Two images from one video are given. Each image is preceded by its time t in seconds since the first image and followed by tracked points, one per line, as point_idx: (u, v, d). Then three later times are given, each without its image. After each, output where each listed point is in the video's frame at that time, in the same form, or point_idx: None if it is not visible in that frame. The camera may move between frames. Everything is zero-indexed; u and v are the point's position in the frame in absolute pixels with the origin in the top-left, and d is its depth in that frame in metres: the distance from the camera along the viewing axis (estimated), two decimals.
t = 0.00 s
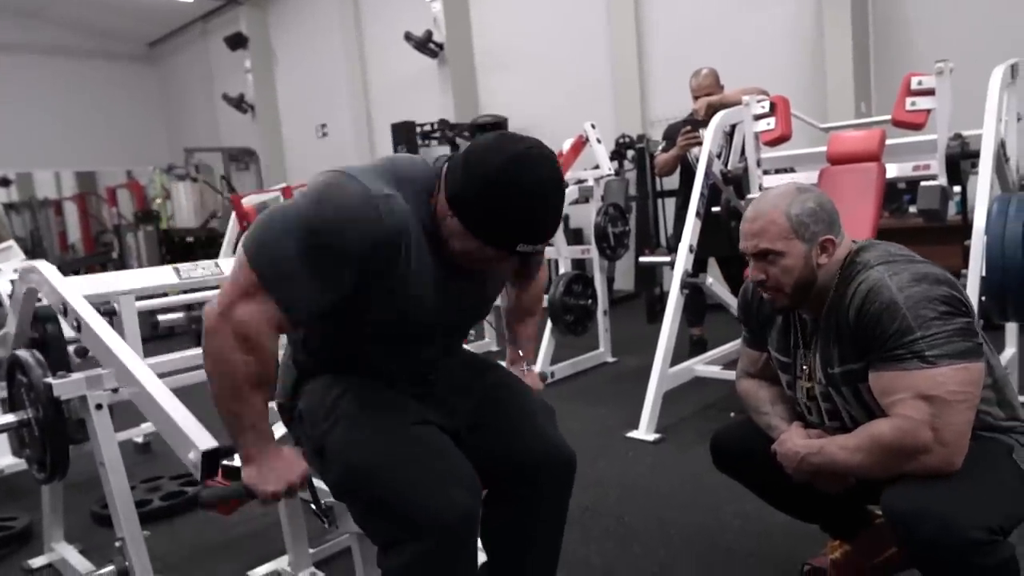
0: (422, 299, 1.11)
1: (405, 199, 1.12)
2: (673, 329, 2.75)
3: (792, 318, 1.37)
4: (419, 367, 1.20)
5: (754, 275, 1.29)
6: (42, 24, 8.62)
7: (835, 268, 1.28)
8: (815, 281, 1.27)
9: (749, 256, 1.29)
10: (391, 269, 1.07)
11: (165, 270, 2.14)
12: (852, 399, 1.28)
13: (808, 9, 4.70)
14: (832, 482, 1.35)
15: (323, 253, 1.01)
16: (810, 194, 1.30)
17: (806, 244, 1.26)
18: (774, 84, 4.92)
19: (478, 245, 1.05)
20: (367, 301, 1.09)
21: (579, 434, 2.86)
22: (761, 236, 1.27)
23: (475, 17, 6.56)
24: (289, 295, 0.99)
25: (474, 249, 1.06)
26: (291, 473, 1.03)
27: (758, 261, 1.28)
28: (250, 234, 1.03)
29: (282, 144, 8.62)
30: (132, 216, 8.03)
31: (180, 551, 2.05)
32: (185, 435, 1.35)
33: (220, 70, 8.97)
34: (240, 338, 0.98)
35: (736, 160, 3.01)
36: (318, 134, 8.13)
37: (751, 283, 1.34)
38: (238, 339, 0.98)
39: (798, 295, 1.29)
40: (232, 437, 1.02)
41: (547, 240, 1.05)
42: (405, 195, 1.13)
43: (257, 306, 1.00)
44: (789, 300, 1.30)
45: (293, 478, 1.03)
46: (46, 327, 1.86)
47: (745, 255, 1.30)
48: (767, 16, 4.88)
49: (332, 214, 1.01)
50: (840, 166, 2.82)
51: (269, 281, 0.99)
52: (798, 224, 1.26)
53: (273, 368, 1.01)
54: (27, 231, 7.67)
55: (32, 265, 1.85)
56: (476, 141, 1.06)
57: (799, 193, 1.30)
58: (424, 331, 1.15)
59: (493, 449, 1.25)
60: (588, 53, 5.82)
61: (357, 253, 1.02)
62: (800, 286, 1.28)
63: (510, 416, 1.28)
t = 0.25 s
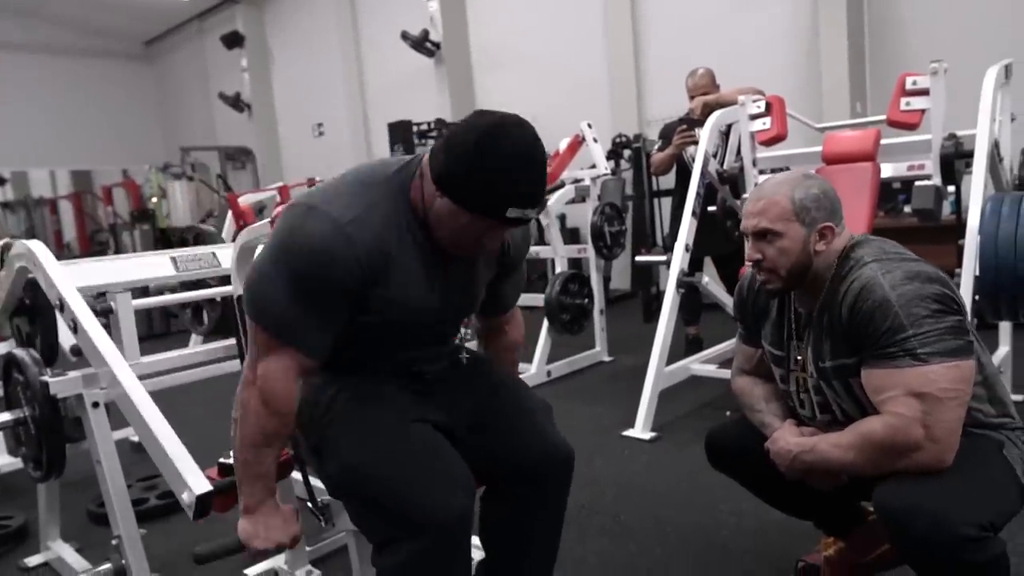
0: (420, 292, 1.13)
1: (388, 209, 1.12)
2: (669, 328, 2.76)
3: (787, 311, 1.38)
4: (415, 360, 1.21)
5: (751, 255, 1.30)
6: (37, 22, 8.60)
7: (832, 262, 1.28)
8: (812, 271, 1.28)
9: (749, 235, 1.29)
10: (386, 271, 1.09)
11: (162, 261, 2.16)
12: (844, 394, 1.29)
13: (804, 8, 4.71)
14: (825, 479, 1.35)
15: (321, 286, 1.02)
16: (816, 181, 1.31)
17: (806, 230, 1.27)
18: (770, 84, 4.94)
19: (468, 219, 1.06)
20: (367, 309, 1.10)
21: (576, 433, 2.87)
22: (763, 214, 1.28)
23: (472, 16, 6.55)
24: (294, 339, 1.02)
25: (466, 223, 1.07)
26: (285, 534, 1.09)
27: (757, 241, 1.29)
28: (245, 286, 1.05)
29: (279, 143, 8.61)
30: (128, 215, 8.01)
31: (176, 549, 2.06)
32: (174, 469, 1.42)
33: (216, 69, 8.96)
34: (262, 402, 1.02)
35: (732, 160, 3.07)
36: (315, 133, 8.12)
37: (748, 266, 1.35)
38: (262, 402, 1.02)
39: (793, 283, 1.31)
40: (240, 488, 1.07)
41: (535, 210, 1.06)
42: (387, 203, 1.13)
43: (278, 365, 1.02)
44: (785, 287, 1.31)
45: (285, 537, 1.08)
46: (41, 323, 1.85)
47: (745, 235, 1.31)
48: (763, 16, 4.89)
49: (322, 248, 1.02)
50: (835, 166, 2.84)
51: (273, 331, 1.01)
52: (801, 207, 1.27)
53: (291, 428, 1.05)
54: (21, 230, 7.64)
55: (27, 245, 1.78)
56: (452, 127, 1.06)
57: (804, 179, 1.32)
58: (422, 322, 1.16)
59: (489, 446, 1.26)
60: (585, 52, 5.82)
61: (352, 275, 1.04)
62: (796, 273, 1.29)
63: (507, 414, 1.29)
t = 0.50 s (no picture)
0: (398, 246, 1.13)
1: (385, 147, 1.14)
2: (666, 326, 2.77)
3: (782, 305, 1.38)
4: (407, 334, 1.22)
5: (750, 246, 1.31)
6: (34, 21, 8.58)
7: (830, 257, 1.29)
8: (809, 264, 1.29)
9: (749, 226, 1.31)
10: (364, 207, 1.10)
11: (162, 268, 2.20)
12: (839, 390, 1.30)
13: (802, 8, 4.72)
14: (820, 475, 1.36)
15: (301, 196, 1.04)
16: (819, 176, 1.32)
17: (805, 222, 1.27)
18: (767, 83, 4.94)
19: (452, 181, 1.08)
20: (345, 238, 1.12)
21: (573, 430, 2.87)
22: (764, 206, 1.29)
23: (470, 16, 6.56)
24: (265, 227, 1.02)
25: (449, 185, 1.09)
26: (288, 391, 1.05)
27: (756, 233, 1.30)
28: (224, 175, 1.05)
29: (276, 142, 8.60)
30: (125, 213, 8.00)
31: (176, 546, 2.07)
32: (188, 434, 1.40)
33: (213, 67, 8.95)
34: (207, 258, 1.00)
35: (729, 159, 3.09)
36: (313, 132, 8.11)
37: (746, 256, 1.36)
38: (211, 263, 1.00)
39: (789, 276, 1.32)
40: (222, 365, 1.04)
41: (518, 176, 1.07)
42: (385, 142, 1.15)
43: (226, 228, 1.02)
44: (780, 279, 1.33)
45: (286, 394, 1.05)
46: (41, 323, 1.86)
47: (745, 226, 1.32)
48: (761, 15, 4.90)
49: (306, 155, 1.04)
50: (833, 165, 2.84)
51: (246, 216, 1.02)
52: (802, 201, 1.28)
53: (252, 286, 1.03)
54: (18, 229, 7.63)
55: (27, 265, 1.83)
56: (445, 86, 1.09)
57: (807, 174, 1.33)
58: (400, 284, 1.16)
59: (485, 443, 1.26)
60: (583, 51, 5.83)
61: (330, 188, 1.06)
62: (793, 266, 1.30)
63: (502, 409, 1.29)
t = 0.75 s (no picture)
0: (414, 275, 1.11)
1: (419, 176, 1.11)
2: (666, 326, 2.77)
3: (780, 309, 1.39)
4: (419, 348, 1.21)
5: (745, 268, 1.32)
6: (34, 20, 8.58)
7: (824, 263, 1.29)
8: (803, 274, 1.30)
9: (740, 248, 1.31)
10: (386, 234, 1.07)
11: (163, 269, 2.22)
12: (839, 390, 1.31)
13: (801, 8, 4.72)
14: (820, 473, 1.37)
15: (323, 207, 1.03)
16: (802, 191, 1.31)
17: (794, 238, 1.28)
18: (767, 83, 4.95)
19: (478, 233, 1.05)
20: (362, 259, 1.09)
21: (573, 430, 2.88)
22: (751, 228, 1.29)
23: (470, 16, 6.56)
24: (283, 229, 1.01)
25: (473, 236, 1.06)
26: (289, 376, 1.08)
27: (749, 254, 1.31)
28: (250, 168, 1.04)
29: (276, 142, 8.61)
30: (124, 213, 8.00)
31: (176, 545, 2.07)
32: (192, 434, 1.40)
33: (213, 67, 8.95)
34: (215, 243, 1.00)
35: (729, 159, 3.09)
36: (313, 131, 8.11)
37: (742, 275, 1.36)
38: (214, 245, 1.00)
39: (785, 287, 1.32)
40: (225, 349, 1.04)
41: (542, 237, 1.05)
42: (419, 172, 1.12)
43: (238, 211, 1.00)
44: (777, 294, 1.33)
45: (288, 379, 1.07)
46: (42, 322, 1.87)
47: (736, 248, 1.33)
48: (760, 15, 4.90)
49: (335, 167, 1.03)
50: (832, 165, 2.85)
51: (268, 218, 1.01)
52: (787, 217, 1.28)
53: (257, 271, 1.03)
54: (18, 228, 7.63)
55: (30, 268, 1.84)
56: (482, 134, 1.06)
57: (790, 189, 1.32)
58: (413, 307, 1.14)
59: (486, 440, 1.27)
60: (583, 51, 5.83)
61: (353, 206, 1.04)
62: (788, 279, 1.30)
63: (502, 406, 1.30)
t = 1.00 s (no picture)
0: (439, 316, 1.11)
1: (415, 222, 1.09)
2: (669, 328, 2.77)
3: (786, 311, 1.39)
4: (427, 364, 1.21)
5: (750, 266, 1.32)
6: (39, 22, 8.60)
7: (830, 263, 1.30)
8: (810, 273, 1.30)
9: (745, 248, 1.31)
10: (411, 294, 1.07)
11: (167, 257, 2.18)
12: (845, 389, 1.31)
13: (804, 8, 4.72)
14: (825, 474, 1.37)
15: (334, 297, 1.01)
16: (806, 188, 1.32)
17: (800, 237, 1.28)
18: (770, 84, 4.95)
19: (492, 247, 1.03)
20: (389, 324, 1.09)
21: (576, 431, 2.88)
22: (756, 228, 1.30)
23: (473, 17, 6.57)
24: (319, 349, 1.02)
25: (487, 249, 1.04)
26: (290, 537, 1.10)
27: (754, 254, 1.31)
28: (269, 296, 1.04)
29: (279, 142, 8.63)
30: (128, 214, 8.03)
31: (181, 544, 2.08)
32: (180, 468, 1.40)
33: (216, 68, 8.97)
34: (282, 407, 1.02)
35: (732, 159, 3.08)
36: (316, 132, 8.13)
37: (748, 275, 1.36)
38: (281, 409, 1.02)
39: (792, 287, 1.32)
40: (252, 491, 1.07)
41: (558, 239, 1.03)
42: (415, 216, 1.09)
43: (299, 372, 1.02)
44: (785, 292, 1.33)
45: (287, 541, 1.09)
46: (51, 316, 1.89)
47: (742, 248, 1.33)
48: (763, 16, 4.91)
49: (350, 259, 1.01)
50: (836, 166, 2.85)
51: (300, 341, 1.01)
52: (792, 216, 1.28)
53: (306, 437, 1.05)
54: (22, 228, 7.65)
55: (34, 242, 1.79)
56: (480, 151, 1.03)
57: (794, 187, 1.32)
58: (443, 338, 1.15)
59: (494, 441, 1.26)
60: (586, 51, 5.83)
61: (377, 287, 1.03)
62: (795, 277, 1.30)
63: (511, 405, 1.30)
